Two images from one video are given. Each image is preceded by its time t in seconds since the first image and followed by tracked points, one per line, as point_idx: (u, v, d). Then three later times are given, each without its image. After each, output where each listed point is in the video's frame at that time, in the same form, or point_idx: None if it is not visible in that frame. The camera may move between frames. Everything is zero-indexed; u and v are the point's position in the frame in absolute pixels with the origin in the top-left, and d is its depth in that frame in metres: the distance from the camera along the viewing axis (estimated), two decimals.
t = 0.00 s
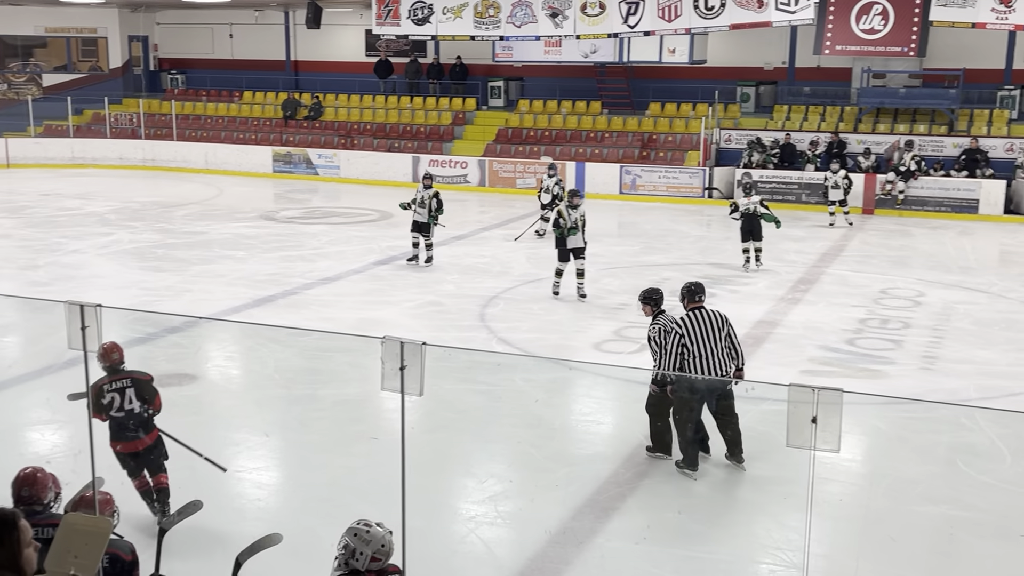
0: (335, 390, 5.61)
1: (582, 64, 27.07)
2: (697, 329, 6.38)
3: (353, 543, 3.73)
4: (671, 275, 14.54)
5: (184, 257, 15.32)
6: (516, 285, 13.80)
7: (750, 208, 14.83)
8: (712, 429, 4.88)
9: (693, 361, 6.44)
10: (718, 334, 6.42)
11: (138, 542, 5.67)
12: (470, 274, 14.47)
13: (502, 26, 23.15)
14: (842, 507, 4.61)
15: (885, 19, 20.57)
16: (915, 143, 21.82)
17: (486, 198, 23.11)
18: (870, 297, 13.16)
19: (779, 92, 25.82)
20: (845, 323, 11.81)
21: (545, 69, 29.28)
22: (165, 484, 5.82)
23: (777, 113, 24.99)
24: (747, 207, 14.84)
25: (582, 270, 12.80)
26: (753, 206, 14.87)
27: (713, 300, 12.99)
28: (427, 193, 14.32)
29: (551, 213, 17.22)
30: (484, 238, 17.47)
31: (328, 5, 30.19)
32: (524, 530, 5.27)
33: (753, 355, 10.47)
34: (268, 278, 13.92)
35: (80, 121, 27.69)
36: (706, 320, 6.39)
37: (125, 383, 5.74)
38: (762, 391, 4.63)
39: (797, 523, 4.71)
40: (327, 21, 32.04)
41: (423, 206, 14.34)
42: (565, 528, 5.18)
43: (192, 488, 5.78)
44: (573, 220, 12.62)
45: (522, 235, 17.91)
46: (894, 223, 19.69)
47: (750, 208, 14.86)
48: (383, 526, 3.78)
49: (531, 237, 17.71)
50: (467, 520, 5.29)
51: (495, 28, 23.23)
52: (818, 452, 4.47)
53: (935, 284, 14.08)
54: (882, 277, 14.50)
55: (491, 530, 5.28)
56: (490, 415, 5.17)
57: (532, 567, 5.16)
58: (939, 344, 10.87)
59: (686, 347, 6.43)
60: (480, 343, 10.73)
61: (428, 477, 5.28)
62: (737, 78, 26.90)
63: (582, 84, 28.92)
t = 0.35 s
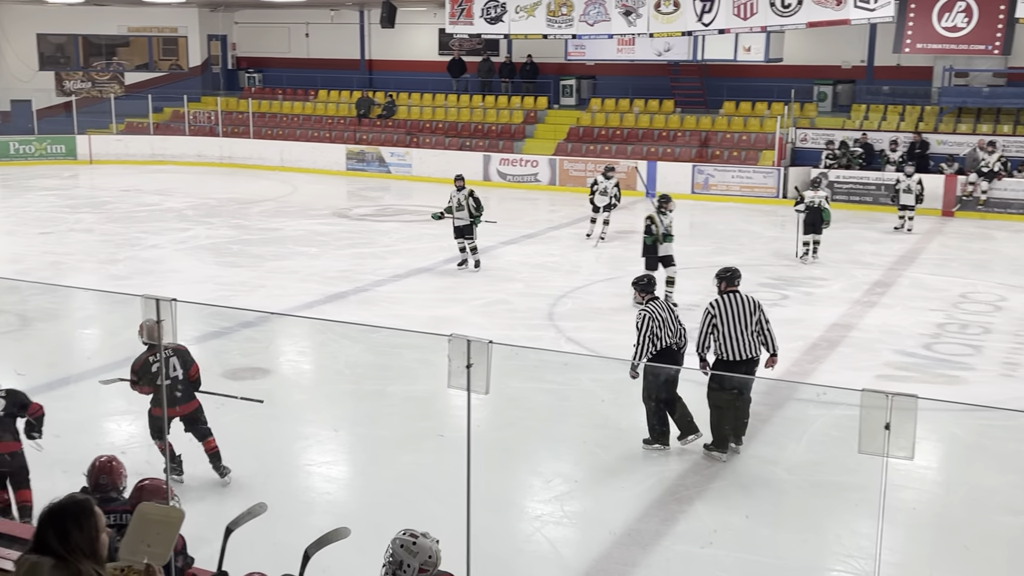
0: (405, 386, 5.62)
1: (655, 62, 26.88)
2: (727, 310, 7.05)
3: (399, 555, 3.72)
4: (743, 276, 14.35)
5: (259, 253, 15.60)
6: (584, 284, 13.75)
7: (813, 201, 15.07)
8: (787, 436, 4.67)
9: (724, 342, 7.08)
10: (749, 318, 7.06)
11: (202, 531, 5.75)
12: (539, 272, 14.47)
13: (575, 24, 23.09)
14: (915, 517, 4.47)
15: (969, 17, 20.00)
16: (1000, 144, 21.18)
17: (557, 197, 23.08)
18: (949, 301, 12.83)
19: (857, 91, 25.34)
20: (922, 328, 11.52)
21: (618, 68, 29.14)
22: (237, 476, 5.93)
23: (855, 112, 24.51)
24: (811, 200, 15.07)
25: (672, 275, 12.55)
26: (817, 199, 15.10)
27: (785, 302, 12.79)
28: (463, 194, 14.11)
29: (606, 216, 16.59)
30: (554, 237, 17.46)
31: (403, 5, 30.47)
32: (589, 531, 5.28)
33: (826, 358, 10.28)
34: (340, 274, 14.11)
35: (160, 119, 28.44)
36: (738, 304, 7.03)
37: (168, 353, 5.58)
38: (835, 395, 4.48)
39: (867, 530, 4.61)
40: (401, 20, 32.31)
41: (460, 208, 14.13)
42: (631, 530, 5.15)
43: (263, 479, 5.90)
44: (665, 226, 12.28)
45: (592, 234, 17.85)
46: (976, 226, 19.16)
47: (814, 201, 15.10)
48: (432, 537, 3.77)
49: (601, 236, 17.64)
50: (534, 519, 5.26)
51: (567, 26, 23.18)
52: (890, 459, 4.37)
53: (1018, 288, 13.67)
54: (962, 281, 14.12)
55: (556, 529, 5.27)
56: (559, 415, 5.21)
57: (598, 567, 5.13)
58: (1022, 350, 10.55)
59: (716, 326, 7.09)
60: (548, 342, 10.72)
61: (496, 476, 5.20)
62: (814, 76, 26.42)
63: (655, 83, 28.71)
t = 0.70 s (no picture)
0: (463, 384, 5.61)
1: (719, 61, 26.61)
2: (775, 297, 7.47)
3: (412, 570, 3.96)
4: (807, 278, 14.14)
5: (321, 250, 15.80)
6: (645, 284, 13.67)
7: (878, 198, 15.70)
8: (851, 440, 4.54)
9: (769, 326, 7.50)
10: (793, 303, 7.51)
11: (260, 523, 5.82)
12: (599, 272, 14.42)
13: (638, 23, 22.94)
14: (980, 525, 4.37)
15: None
16: None
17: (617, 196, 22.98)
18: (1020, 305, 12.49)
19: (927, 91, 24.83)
20: (992, 332, 11.24)
21: (681, 66, 28.90)
22: (301, 469, 6.04)
23: (924, 112, 24.02)
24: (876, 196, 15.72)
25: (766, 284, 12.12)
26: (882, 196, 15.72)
27: (850, 304, 12.58)
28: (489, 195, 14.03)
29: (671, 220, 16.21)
30: (615, 237, 17.39)
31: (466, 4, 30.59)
32: (644, 534, 5.17)
33: (891, 363, 10.08)
34: (400, 272, 14.22)
35: (227, 118, 29.01)
36: (784, 290, 7.46)
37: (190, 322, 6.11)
38: (899, 400, 4.31)
39: (933, 539, 4.47)
40: (464, 20, 32.44)
41: (488, 209, 14.03)
42: (688, 535, 5.04)
43: (323, 474, 5.96)
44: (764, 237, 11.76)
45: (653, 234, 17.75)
46: None
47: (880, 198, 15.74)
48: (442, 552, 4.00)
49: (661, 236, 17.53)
50: (590, 520, 5.28)
51: (631, 25, 23.04)
52: (956, 467, 4.22)
53: None
54: None
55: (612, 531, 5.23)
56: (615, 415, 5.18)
57: (654, 570, 5.11)
58: None
59: (762, 312, 7.51)
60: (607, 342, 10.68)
61: (552, 477, 5.22)
62: (882, 76, 25.92)
63: (719, 81, 28.42)
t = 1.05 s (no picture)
0: (514, 383, 5.48)
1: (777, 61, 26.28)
2: (808, 288, 8.09)
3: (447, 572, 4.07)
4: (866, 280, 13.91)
5: (375, 248, 15.92)
6: (699, 285, 13.57)
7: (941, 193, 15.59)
8: (907, 443, 4.47)
9: (803, 312, 8.15)
10: (825, 291, 8.12)
11: (313, 520, 5.94)
12: (653, 272, 14.35)
13: (695, 21, 22.76)
14: None
15: None
16: None
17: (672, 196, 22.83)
18: None
19: (992, 91, 24.31)
20: None
21: (739, 65, 28.59)
22: (357, 463, 6.16)
23: (988, 113, 23.50)
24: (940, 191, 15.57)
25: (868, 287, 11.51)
26: (945, 191, 15.56)
27: (910, 307, 12.35)
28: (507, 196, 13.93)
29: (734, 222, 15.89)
30: (669, 237, 17.28)
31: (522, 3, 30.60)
32: (700, 535, 5.22)
33: (951, 367, 9.88)
34: (454, 271, 14.29)
35: (284, 116, 29.49)
36: (816, 280, 8.09)
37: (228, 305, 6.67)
38: (957, 405, 4.21)
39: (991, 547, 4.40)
40: (520, 19, 32.46)
41: (506, 209, 13.96)
42: (739, 539, 5.05)
43: (380, 469, 6.09)
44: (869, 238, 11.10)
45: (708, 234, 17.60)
46: None
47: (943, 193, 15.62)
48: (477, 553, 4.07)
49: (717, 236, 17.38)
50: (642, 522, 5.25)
51: (687, 24, 22.87)
52: (1014, 474, 4.11)
53: None
54: None
55: (665, 530, 5.26)
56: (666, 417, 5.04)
57: (709, 572, 5.12)
58: None
59: (798, 301, 8.14)
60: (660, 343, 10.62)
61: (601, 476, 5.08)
62: (944, 75, 25.40)
63: (776, 80, 28.09)
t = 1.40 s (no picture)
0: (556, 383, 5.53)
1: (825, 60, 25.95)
2: (822, 275, 8.11)
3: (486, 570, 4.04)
4: (915, 282, 13.69)
5: (420, 247, 15.99)
6: (745, 286, 13.45)
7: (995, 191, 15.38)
8: (956, 450, 4.43)
9: (821, 301, 8.16)
10: (841, 278, 8.12)
11: (356, 517, 6.01)
12: (698, 273, 14.25)
13: (742, 21, 22.55)
14: None
15: None
16: None
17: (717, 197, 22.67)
18: None
19: None
20: None
21: (787, 65, 28.26)
22: (392, 461, 6.14)
23: None
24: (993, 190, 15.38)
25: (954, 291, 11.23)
26: (998, 189, 15.36)
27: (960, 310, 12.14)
28: (516, 198, 13.84)
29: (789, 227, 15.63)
30: (714, 237, 17.15)
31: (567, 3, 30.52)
32: (744, 539, 5.12)
33: (1002, 372, 9.69)
34: (497, 270, 14.31)
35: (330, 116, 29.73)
36: (830, 268, 8.10)
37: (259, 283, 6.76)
38: (1008, 410, 4.22)
39: None
40: (565, 18, 32.39)
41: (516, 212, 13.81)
42: (784, 542, 4.92)
43: (418, 470, 6.06)
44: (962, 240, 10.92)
45: (754, 235, 17.44)
46: None
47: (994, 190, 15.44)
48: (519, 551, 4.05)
49: (763, 237, 17.21)
50: (685, 524, 5.15)
51: (734, 23, 22.67)
52: None
53: None
54: None
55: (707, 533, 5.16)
56: (709, 417, 5.02)
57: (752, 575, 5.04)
58: None
59: (812, 289, 8.16)
60: (704, 344, 10.56)
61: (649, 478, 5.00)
62: (997, 74, 24.86)
63: (825, 80, 27.75)
